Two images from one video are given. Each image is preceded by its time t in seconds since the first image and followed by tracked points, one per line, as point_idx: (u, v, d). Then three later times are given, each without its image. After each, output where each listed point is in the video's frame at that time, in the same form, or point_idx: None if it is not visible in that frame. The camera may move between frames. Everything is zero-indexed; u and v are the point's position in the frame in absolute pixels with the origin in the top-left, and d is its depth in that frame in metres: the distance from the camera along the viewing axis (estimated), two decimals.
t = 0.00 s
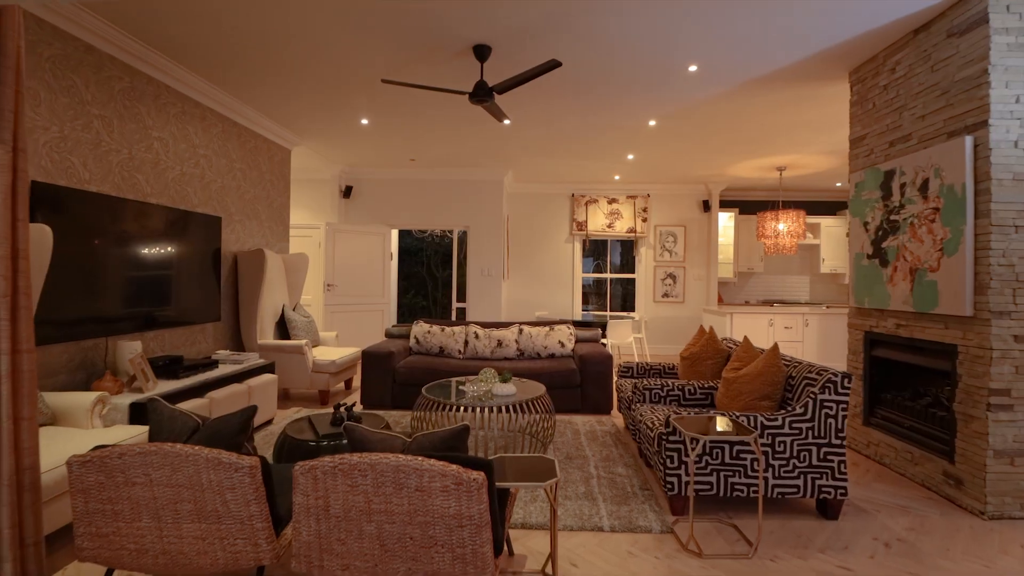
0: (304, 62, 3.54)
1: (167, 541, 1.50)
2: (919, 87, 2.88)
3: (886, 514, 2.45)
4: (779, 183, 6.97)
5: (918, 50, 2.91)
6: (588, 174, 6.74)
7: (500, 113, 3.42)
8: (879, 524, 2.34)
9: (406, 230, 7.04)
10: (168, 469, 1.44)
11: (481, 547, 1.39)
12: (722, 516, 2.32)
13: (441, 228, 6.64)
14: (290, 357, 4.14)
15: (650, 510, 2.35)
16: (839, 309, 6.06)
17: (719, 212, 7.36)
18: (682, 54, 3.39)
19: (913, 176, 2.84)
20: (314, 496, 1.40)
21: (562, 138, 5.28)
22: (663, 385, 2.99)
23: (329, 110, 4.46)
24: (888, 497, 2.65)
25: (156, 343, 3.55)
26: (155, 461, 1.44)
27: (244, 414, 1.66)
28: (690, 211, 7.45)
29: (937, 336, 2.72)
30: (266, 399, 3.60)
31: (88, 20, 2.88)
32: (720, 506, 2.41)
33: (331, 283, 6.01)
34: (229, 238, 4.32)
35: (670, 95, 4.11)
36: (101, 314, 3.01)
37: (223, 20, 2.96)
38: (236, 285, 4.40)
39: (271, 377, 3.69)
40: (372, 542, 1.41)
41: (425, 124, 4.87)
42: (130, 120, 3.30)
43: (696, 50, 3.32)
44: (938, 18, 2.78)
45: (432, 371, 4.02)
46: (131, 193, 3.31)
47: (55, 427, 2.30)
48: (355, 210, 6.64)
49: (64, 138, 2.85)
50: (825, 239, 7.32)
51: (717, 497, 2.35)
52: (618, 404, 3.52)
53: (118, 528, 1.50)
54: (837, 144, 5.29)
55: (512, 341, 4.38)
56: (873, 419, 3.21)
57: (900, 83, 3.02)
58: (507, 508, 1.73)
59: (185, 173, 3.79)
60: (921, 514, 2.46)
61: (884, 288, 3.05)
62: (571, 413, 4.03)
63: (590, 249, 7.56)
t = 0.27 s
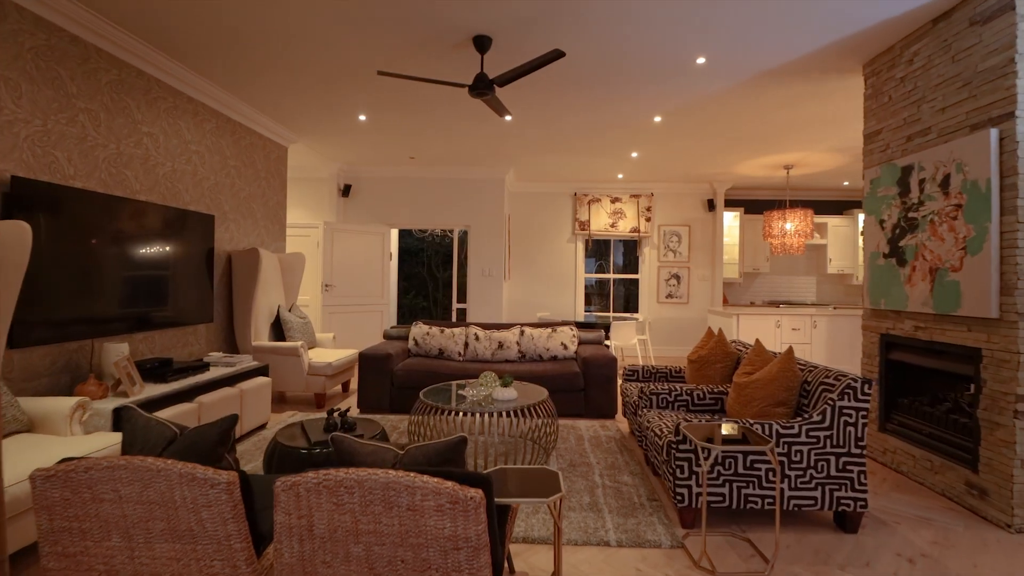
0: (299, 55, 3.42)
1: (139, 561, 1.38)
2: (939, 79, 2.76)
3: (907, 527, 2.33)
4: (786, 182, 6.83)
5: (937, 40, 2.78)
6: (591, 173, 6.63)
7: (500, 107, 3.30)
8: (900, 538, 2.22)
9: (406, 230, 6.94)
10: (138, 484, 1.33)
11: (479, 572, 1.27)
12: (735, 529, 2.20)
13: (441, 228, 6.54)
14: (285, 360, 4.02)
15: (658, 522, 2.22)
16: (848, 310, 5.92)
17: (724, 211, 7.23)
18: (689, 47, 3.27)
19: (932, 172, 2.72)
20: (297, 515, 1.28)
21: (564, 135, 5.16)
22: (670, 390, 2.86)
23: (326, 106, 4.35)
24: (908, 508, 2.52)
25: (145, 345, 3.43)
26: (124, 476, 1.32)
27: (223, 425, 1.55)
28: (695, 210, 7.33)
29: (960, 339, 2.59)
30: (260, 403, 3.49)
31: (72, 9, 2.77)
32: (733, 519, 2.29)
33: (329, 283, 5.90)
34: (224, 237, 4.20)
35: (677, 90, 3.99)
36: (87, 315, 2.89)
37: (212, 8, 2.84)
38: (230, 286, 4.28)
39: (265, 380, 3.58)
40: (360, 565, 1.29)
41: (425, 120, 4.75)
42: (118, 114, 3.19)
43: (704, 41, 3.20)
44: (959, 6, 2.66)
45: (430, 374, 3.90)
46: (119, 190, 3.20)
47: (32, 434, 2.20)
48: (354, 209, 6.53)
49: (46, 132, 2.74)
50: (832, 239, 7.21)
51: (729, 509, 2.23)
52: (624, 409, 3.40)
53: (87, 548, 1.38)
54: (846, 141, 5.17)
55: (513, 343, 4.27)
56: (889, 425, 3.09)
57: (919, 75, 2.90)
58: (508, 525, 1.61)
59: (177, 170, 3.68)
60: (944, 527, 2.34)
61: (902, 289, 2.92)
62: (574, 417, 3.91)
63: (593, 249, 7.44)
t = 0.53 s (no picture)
0: (293, 46, 3.30)
1: None
2: (965, 68, 2.62)
3: (935, 542, 2.19)
4: (794, 179, 6.69)
5: (963, 27, 2.64)
6: (595, 170, 6.49)
7: (502, 100, 3.17)
8: (929, 555, 2.08)
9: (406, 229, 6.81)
10: (102, 505, 1.20)
11: None
12: (752, 545, 2.06)
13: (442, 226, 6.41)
14: (280, 362, 3.90)
15: (670, 538, 2.09)
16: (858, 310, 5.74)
17: (731, 209, 7.09)
18: (700, 37, 3.14)
19: (958, 166, 2.58)
20: (276, 540, 1.14)
21: (568, 131, 5.03)
22: (681, 395, 2.73)
23: (323, 100, 4.22)
24: (933, 522, 2.38)
25: (133, 347, 3.30)
26: (86, 496, 1.20)
27: (200, 436, 1.42)
28: (700, 208, 7.19)
29: (988, 343, 2.46)
30: (253, 407, 3.36)
31: None
32: (749, 534, 2.15)
33: (327, 282, 5.76)
34: (217, 235, 4.08)
35: (685, 82, 3.85)
36: (69, 315, 2.76)
37: None
38: (223, 285, 4.15)
39: (259, 383, 3.46)
40: None
41: (425, 115, 4.62)
42: (105, 106, 3.07)
43: (716, 30, 3.05)
44: None
45: (430, 377, 3.77)
46: (106, 186, 3.07)
47: (6, 443, 2.08)
48: (353, 208, 6.40)
49: (28, 124, 2.62)
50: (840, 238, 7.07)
51: (746, 523, 2.09)
52: (631, 414, 3.27)
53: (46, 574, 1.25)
54: (857, 137, 5.03)
55: (516, 345, 4.14)
56: (908, 432, 2.95)
57: (942, 65, 2.76)
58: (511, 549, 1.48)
59: (167, 165, 3.55)
60: (974, 542, 2.20)
61: (925, 290, 2.78)
62: (578, 421, 3.78)
63: (596, 248, 7.31)
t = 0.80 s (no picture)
0: (288, 36, 3.18)
1: None
2: (992, 57, 2.48)
3: (966, 559, 2.05)
4: (803, 178, 6.55)
5: (989, 14, 2.50)
6: (599, 168, 6.36)
7: (504, 92, 3.05)
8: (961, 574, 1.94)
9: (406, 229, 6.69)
10: (59, 529, 1.07)
11: None
12: (772, 563, 1.93)
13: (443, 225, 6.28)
14: (275, 364, 3.77)
15: (684, 555, 1.95)
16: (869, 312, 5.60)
17: (737, 208, 6.95)
18: (712, 25, 3.00)
19: (986, 159, 2.45)
20: (252, 570, 1.02)
21: (572, 128, 4.91)
22: (693, 401, 2.59)
23: (320, 94, 4.10)
24: (962, 537, 2.24)
25: (122, 349, 3.16)
26: (40, 520, 1.07)
27: (174, 450, 1.29)
28: (707, 208, 7.05)
29: (1018, 346, 2.32)
30: (246, 412, 3.23)
31: None
32: (768, 550, 2.02)
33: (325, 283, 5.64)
34: (211, 234, 3.96)
35: (695, 74, 3.72)
36: (53, 317, 2.64)
37: None
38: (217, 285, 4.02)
39: (252, 387, 3.33)
40: None
41: (426, 110, 4.49)
42: (91, 99, 2.95)
43: (729, 17, 2.92)
44: None
45: (430, 380, 3.64)
46: (92, 181, 2.95)
47: None
48: (352, 206, 6.28)
49: (7, 116, 2.50)
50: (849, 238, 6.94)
51: (766, 539, 1.96)
52: (640, 420, 3.14)
53: None
54: (870, 134, 4.90)
55: (519, 347, 4.01)
56: (932, 440, 2.82)
57: (967, 54, 2.62)
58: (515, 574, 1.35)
59: (158, 160, 3.44)
60: (1007, 560, 2.06)
61: (949, 290, 2.65)
62: (583, 427, 3.65)
63: (599, 248, 7.18)
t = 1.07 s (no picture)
0: (280, 26, 3.06)
1: None
2: (1017, 44, 2.36)
3: None
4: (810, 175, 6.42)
5: None
6: (601, 166, 6.25)
7: (504, 83, 2.93)
8: None
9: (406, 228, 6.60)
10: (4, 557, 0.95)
11: None
12: None
13: (443, 224, 6.17)
14: (268, 367, 3.66)
15: (697, 572, 1.83)
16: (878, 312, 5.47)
17: (742, 207, 6.83)
18: (722, 12, 2.88)
19: (1012, 152, 2.32)
20: None
21: (574, 124, 4.79)
22: (703, 406, 2.46)
23: (315, 89, 3.99)
24: (990, 551, 2.12)
25: (107, 351, 3.03)
26: None
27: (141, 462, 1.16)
28: (711, 206, 6.93)
29: None
30: (237, 416, 3.11)
31: None
32: (786, 567, 1.89)
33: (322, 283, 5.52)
34: (203, 233, 3.84)
35: (702, 66, 3.59)
36: (30, 317, 2.51)
37: None
38: (208, 285, 3.90)
39: (244, 390, 3.22)
40: None
41: (425, 106, 4.38)
42: (75, 91, 2.84)
43: (739, 4, 2.80)
44: None
45: (428, 383, 3.52)
46: (76, 176, 2.83)
47: None
48: (350, 205, 6.17)
49: None
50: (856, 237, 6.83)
51: (784, 555, 1.83)
52: (646, 425, 3.02)
53: None
54: (879, 130, 4.78)
55: (520, 349, 3.89)
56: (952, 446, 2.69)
57: (990, 41, 2.50)
58: None
59: (146, 156, 3.32)
60: None
61: (971, 289, 2.53)
62: (587, 432, 3.53)
63: (601, 248, 7.06)
